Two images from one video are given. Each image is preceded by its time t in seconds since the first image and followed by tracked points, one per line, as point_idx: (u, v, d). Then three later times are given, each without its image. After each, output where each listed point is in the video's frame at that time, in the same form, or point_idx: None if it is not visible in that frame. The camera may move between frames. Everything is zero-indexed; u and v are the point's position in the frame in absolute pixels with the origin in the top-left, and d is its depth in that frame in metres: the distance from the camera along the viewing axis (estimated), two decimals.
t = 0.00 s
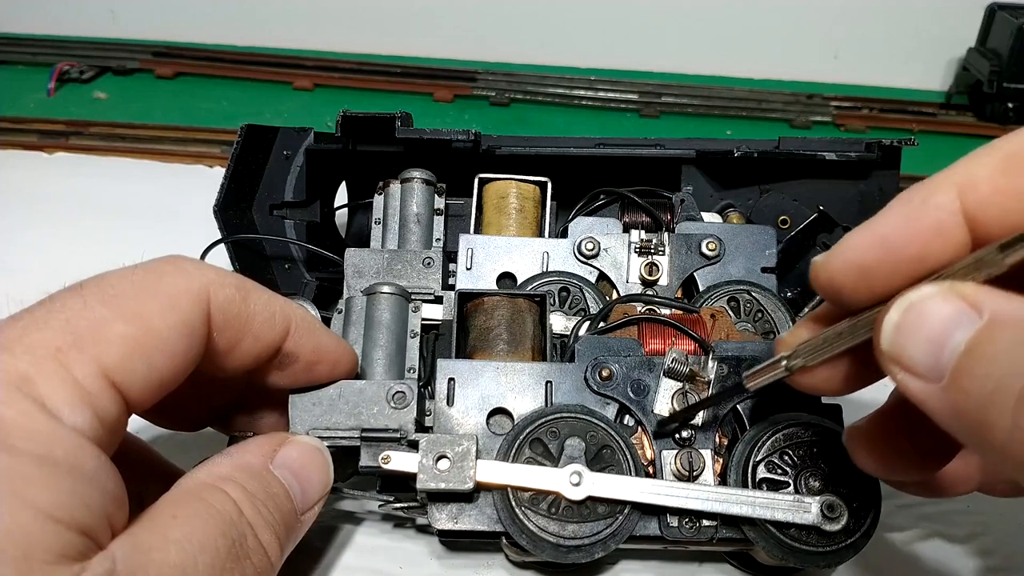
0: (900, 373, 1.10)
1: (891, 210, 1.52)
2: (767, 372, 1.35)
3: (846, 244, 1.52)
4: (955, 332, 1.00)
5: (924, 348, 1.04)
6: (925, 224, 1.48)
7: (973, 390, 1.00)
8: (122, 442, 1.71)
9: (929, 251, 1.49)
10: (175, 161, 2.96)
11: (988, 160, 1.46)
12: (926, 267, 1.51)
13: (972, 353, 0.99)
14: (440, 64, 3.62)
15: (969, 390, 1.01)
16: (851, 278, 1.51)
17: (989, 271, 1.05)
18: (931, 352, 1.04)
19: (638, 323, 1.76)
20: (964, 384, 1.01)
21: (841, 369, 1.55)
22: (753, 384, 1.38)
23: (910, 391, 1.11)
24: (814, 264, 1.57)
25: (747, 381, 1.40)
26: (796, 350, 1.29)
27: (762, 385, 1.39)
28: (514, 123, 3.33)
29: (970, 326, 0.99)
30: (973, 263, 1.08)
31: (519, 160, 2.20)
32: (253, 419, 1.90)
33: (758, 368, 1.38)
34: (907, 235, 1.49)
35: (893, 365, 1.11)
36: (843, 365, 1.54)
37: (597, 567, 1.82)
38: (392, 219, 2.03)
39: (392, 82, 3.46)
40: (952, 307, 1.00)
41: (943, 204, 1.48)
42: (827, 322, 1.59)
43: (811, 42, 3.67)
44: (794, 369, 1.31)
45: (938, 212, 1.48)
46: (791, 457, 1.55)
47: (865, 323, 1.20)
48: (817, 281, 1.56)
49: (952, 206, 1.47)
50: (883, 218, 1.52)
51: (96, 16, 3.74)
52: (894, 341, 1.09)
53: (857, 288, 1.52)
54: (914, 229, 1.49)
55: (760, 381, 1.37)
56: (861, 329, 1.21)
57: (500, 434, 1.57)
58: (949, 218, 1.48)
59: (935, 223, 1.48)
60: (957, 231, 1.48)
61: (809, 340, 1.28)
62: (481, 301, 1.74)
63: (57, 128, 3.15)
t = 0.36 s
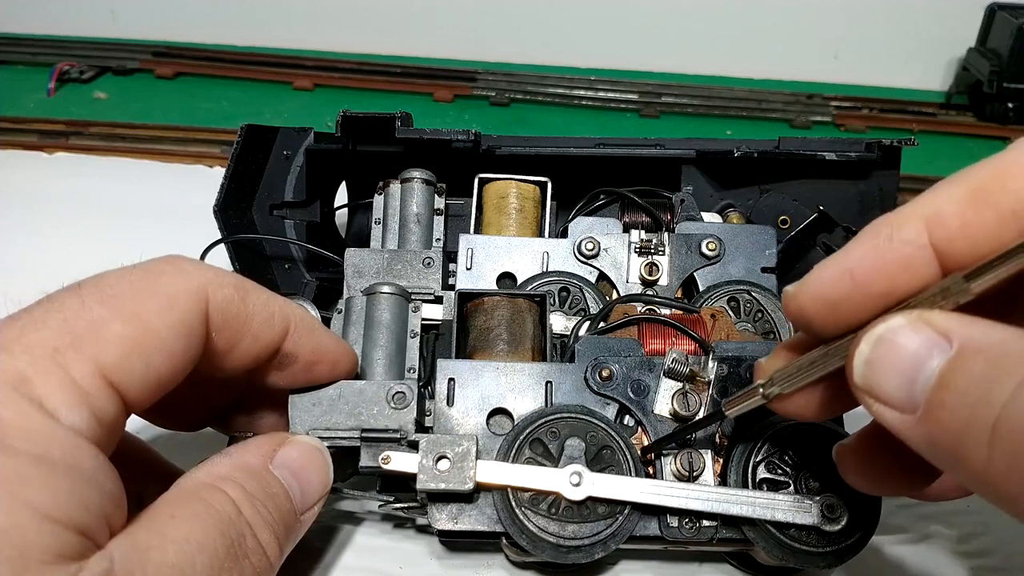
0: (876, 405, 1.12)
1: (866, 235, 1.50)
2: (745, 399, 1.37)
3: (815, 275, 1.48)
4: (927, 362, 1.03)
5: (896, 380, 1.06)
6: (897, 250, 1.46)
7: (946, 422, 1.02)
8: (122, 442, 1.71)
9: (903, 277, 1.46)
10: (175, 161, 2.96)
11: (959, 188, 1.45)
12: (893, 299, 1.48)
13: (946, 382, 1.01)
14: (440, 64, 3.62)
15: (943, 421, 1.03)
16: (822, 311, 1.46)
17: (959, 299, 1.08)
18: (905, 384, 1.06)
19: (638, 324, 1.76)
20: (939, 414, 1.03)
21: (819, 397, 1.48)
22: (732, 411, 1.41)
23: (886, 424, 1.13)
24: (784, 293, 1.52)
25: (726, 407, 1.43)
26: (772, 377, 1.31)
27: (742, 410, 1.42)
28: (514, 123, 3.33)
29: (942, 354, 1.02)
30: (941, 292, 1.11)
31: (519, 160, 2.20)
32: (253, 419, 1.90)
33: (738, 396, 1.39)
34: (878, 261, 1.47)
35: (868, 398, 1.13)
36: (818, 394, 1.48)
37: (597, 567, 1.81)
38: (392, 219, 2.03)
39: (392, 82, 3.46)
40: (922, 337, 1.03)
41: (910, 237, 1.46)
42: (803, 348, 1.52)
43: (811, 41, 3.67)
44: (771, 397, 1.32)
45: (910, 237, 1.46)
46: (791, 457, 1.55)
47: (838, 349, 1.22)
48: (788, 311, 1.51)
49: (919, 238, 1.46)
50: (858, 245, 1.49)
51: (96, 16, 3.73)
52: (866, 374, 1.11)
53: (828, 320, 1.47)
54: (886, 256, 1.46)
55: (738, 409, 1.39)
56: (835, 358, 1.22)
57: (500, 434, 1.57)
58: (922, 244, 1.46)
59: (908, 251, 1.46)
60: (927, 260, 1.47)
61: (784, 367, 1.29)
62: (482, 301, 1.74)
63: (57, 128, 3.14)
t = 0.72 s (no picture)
0: (886, 398, 1.12)
1: (874, 232, 1.49)
2: (752, 391, 1.38)
3: (824, 269, 1.46)
4: (937, 354, 1.03)
5: (903, 375, 1.06)
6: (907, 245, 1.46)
7: (955, 415, 1.02)
8: (122, 442, 1.71)
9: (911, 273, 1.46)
10: (175, 161, 2.96)
11: (966, 184, 1.45)
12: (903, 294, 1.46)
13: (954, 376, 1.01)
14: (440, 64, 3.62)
15: (950, 415, 1.03)
16: (830, 305, 1.45)
17: (967, 293, 1.08)
18: (914, 378, 1.06)
19: (638, 324, 1.76)
20: (947, 408, 1.03)
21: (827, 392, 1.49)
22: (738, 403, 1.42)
23: (899, 416, 1.12)
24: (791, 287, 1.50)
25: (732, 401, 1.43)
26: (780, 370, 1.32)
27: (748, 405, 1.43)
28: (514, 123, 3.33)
29: (951, 348, 1.01)
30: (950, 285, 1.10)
31: (519, 160, 2.20)
32: (253, 419, 1.90)
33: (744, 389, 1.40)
34: (889, 257, 1.46)
35: (879, 391, 1.12)
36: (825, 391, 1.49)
37: (597, 567, 1.81)
38: (392, 219, 2.03)
39: (392, 82, 3.46)
40: (931, 330, 1.03)
41: (919, 231, 1.45)
42: (811, 340, 1.51)
43: (811, 41, 3.66)
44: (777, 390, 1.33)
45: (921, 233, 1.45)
46: (791, 457, 1.55)
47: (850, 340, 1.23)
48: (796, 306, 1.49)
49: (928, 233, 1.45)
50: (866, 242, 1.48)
51: (96, 16, 3.73)
52: (876, 368, 1.10)
53: (838, 314, 1.45)
54: (896, 251, 1.46)
55: (744, 401, 1.40)
56: (845, 349, 1.23)
57: (500, 434, 1.57)
58: (930, 240, 1.46)
59: (911, 247, 1.46)
60: (935, 255, 1.46)
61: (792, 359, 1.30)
62: (482, 301, 1.74)
63: (57, 128, 3.14)
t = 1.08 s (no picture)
0: (944, 324, 1.15)
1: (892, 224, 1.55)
2: (836, 368, 1.44)
3: (898, 224, 1.53)
4: (1000, 288, 1.05)
5: (968, 298, 1.09)
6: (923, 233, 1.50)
7: (1011, 340, 1.03)
8: (122, 443, 1.71)
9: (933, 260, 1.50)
10: (175, 161, 2.96)
11: None
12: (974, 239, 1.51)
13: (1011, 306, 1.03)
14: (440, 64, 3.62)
15: (1008, 336, 1.04)
16: (908, 254, 1.51)
17: None
18: (974, 304, 1.08)
19: (638, 323, 1.76)
20: (1004, 334, 1.04)
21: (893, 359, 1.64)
22: (821, 383, 1.48)
23: (953, 344, 1.15)
24: (868, 250, 1.58)
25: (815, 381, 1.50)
26: (861, 342, 1.39)
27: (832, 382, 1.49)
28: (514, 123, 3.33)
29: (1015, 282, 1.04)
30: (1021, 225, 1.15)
31: (519, 160, 2.20)
32: (253, 419, 1.90)
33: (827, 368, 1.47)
34: (906, 246, 1.51)
35: (937, 317, 1.16)
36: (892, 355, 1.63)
37: (597, 567, 1.82)
38: (392, 219, 2.03)
39: (392, 82, 3.46)
40: (1001, 265, 1.06)
41: (983, 177, 1.49)
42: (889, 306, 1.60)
43: (811, 41, 3.67)
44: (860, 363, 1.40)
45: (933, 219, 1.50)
46: (791, 457, 1.55)
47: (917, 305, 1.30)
48: (873, 264, 1.56)
49: (993, 176, 1.49)
50: (886, 236, 1.54)
51: (96, 16, 3.73)
52: (942, 292, 1.13)
53: (914, 263, 1.51)
54: (915, 238, 1.51)
55: (828, 381, 1.47)
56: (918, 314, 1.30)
57: (500, 434, 1.57)
58: (944, 228, 1.50)
59: (976, 196, 1.49)
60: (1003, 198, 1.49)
61: (871, 331, 1.37)
62: (482, 301, 1.74)
63: (57, 128, 3.14)
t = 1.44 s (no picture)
0: (931, 333, 1.15)
1: (879, 229, 1.56)
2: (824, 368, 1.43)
3: (883, 231, 1.54)
4: (987, 298, 1.06)
5: (954, 307, 1.09)
6: (908, 239, 1.51)
7: (999, 349, 1.04)
8: (122, 443, 1.71)
9: (918, 265, 1.51)
10: (175, 161, 2.96)
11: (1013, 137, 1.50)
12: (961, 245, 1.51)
13: (998, 316, 1.03)
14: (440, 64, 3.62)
15: (995, 346, 1.05)
16: (893, 260, 1.52)
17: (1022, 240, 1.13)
18: (961, 313, 1.09)
19: (638, 324, 1.76)
20: (992, 343, 1.05)
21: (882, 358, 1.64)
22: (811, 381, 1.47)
23: (939, 352, 1.15)
24: (854, 255, 1.59)
25: (804, 381, 1.49)
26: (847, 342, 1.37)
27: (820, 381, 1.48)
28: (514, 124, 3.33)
29: (1001, 292, 1.05)
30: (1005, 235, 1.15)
31: (519, 160, 2.20)
32: (253, 419, 1.90)
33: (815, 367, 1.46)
34: (891, 251, 1.52)
35: (924, 325, 1.16)
36: (879, 356, 1.64)
37: (597, 567, 1.82)
38: (392, 219, 2.03)
39: (392, 82, 3.46)
40: (987, 274, 1.06)
41: (969, 184, 1.49)
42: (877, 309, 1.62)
43: (812, 41, 3.67)
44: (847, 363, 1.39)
45: (918, 224, 1.51)
46: (791, 457, 1.55)
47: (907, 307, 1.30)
48: (859, 270, 1.57)
49: (979, 184, 1.49)
50: (872, 240, 1.55)
51: (96, 16, 3.73)
52: (928, 301, 1.13)
53: (899, 270, 1.52)
54: (900, 243, 1.52)
55: (816, 379, 1.46)
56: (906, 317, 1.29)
57: (500, 434, 1.57)
58: (930, 235, 1.51)
59: (962, 203, 1.50)
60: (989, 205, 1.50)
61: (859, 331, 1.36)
62: (482, 301, 1.74)
63: (57, 129, 3.14)
